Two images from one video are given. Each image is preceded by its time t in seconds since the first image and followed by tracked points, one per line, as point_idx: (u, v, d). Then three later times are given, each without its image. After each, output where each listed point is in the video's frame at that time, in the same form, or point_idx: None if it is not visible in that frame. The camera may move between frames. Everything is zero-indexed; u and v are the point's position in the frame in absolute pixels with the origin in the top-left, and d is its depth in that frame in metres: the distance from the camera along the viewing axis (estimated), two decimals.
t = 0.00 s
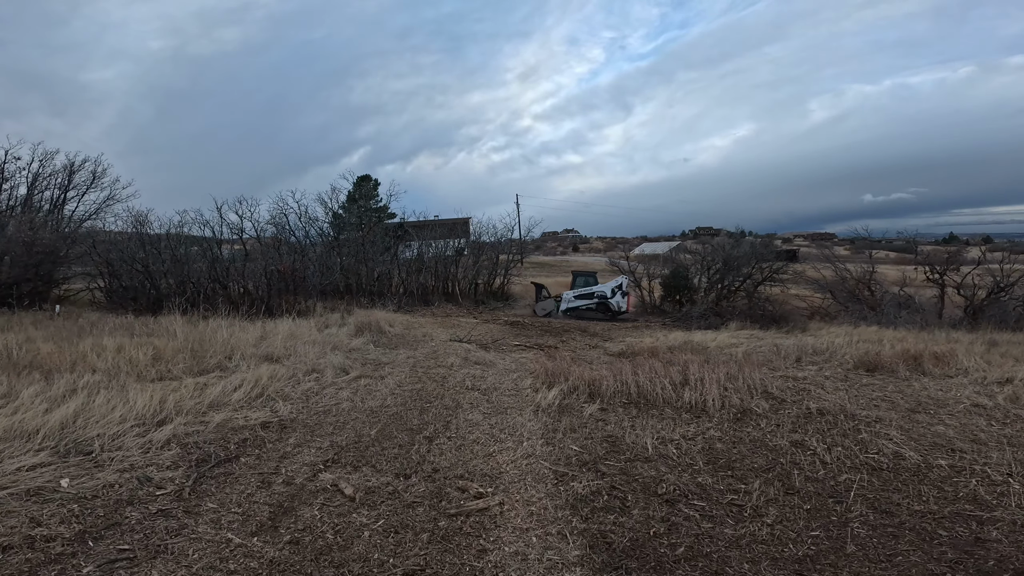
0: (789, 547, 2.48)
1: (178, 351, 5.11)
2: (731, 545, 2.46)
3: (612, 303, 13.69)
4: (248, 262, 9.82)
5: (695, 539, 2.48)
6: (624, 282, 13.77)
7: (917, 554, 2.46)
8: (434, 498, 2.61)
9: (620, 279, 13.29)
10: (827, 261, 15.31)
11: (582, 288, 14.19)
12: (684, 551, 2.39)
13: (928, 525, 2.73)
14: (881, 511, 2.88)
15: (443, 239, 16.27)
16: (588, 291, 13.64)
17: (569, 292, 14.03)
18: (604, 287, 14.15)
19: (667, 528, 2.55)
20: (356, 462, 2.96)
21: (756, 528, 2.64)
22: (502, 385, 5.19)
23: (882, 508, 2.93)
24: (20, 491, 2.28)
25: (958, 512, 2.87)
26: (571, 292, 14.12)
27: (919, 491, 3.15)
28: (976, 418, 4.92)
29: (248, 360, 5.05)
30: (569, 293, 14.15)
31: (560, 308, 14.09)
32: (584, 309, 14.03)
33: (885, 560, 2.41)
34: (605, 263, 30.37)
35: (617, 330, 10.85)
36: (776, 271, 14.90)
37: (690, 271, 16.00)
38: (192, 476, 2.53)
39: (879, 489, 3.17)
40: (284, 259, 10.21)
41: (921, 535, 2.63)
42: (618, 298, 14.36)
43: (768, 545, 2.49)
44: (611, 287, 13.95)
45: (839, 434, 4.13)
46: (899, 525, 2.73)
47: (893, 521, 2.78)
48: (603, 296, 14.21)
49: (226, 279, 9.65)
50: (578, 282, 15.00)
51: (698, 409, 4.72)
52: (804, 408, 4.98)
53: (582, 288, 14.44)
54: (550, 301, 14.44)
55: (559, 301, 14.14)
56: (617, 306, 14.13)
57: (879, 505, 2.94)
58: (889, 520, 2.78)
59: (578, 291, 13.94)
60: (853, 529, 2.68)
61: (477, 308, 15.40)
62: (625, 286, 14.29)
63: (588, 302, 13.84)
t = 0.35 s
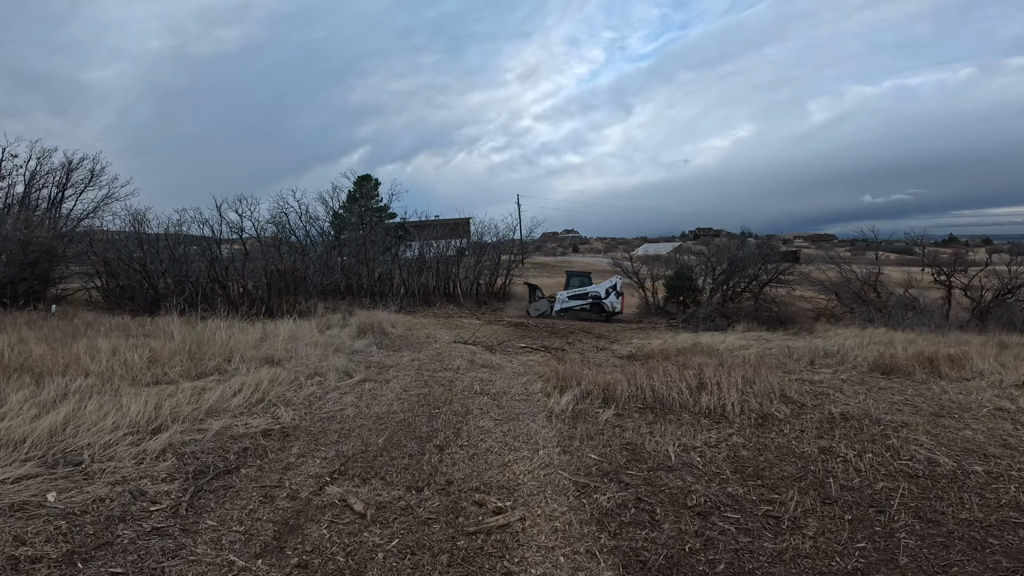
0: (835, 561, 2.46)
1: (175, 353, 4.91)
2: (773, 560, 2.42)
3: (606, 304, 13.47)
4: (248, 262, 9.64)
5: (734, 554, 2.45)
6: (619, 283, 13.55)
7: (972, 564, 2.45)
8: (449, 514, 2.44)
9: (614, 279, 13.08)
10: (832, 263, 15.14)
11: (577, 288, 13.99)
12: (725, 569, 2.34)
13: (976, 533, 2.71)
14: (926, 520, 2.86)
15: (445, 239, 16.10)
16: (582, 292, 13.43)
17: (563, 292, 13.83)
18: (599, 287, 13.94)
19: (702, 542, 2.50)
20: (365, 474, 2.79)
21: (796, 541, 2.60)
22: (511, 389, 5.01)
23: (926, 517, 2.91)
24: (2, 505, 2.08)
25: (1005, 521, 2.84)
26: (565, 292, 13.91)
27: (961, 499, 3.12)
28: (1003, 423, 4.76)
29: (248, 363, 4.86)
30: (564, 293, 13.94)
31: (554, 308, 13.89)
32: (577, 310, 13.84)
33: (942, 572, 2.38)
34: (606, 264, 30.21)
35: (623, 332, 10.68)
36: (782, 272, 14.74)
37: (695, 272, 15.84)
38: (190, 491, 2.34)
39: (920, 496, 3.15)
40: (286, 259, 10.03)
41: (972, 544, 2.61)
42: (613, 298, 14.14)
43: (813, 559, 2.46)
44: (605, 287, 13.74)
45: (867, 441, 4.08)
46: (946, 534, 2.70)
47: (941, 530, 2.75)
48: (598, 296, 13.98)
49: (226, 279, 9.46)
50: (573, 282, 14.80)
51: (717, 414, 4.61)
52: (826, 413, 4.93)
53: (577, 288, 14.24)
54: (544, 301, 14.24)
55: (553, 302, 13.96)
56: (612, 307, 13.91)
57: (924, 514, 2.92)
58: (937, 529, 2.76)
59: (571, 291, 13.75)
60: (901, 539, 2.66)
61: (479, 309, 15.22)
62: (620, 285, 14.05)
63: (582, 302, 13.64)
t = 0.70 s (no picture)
0: (890, 571, 2.45)
1: (179, 356, 4.75)
2: (824, 569, 2.42)
3: (602, 304, 13.22)
4: (252, 261, 9.51)
5: (782, 564, 2.42)
6: (615, 282, 13.32)
7: None
8: (478, 528, 2.33)
9: (610, 279, 12.86)
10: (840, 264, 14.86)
11: (573, 289, 13.76)
12: None
13: None
14: (974, 526, 2.87)
15: (449, 239, 15.96)
16: (577, 292, 13.20)
17: (559, 292, 13.58)
18: (594, 288, 13.68)
19: (747, 553, 2.46)
20: (385, 486, 2.66)
21: (847, 549, 2.62)
22: (526, 393, 4.87)
23: (974, 521, 2.93)
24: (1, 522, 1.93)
25: None
26: (561, 292, 13.67)
27: (1007, 502, 3.13)
28: None
29: (255, 366, 4.72)
30: (559, 293, 13.70)
31: (550, 309, 13.64)
32: (574, 310, 13.59)
33: None
34: (610, 265, 30.04)
35: (632, 334, 10.53)
36: (790, 273, 14.59)
37: (702, 273, 15.71)
38: (201, 505, 2.19)
39: (963, 501, 3.15)
40: (291, 259, 9.89)
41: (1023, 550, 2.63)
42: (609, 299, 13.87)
43: (867, 567, 2.47)
44: (601, 288, 13.51)
45: (898, 447, 4.06)
46: (997, 540, 2.72)
47: (991, 535, 2.77)
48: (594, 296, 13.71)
49: (230, 279, 9.33)
50: (569, 283, 14.55)
51: (741, 419, 4.53)
52: (852, 417, 4.86)
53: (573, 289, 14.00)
54: (540, 302, 13.97)
55: (548, 302, 13.72)
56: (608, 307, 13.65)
57: (971, 519, 2.94)
58: (987, 534, 2.78)
59: (567, 292, 13.50)
60: (952, 545, 2.67)
61: (484, 309, 15.07)
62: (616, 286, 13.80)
63: (578, 303, 13.40)
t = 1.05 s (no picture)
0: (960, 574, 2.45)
1: (199, 359, 4.66)
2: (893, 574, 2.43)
3: (606, 304, 13.02)
4: (266, 261, 9.45)
5: (850, 570, 2.42)
6: (619, 282, 13.16)
7: None
8: (526, 541, 2.29)
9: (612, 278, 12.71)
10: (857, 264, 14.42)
11: (577, 289, 13.61)
12: None
13: None
14: None
15: (460, 240, 15.88)
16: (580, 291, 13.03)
17: (562, 293, 13.40)
18: (599, 288, 13.48)
19: (811, 560, 2.45)
20: (425, 498, 2.58)
21: (912, 553, 2.62)
22: (553, 398, 4.76)
23: None
24: (34, 542, 1.84)
25: None
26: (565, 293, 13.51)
27: None
28: None
29: (277, 369, 4.64)
30: (562, 293, 13.54)
31: (553, 309, 13.44)
32: (578, 310, 13.39)
33: None
34: (618, 266, 29.88)
35: (648, 336, 10.40)
36: (806, 274, 14.39)
37: (715, 274, 15.55)
38: (240, 522, 2.09)
39: (1018, 503, 3.15)
40: (304, 259, 9.83)
41: None
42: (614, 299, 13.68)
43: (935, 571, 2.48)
44: (605, 288, 13.34)
45: (940, 451, 4.00)
46: None
47: None
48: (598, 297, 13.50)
49: (244, 279, 9.27)
50: (573, 283, 14.35)
51: (776, 423, 4.46)
52: (889, 421, 4.75)
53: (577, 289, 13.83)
54: (543, 302, 13.77)
55: (552, 302, 13.54)
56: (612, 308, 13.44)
57: None
58: None
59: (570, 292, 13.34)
60: (1016, 547, 2.66)
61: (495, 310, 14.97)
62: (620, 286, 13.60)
63: (582, 303, 13.21)
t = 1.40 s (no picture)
0: None
1: (215, 361, 4.61)
2: None
3: (608, 305, 12.87)
4: (278, 261, 9.41)
5: None
6: (623, 282, 13.00)
7: None
8: (562, 554, 2.23)
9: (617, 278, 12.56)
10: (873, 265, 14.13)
11: (580, 289, 13.46)
12: None
13: None
14: None
15: (470, 239, 15.80)
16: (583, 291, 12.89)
17: (565, 292, 13.25)
18: (602, 288, 13.33)
19: (858, 568, 2.37)
20: (453, 508, 2.50)
21: (961, 559, 2.53)
22: (574, 402, 4.66)
23: None
24: (56, 559, 1.78)
25: None
26: (568, 293, 13.36)
27: None
28: None
29: (293, 371, 4.57)
30: (564, 293, 13.39)
31: (555, 310, 13.29)
32: (581, 311, 13.24)
33: None
34: (628, 266, 29.70)
35: (662, 337, 10.26)
36: (822, 275, 14.14)
37: (728, 274, 15.37)
38: (267, 536, 2.03)
39: None
40: (317, 259, 9.77)
41: None
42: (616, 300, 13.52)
43: None
44: (609, 288, 13.18)
45: (976, 457, 3.87)
46: None
47: None
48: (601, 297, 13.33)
49: (256, 278, 9.24)
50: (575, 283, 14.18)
51: (804, 429, 4.35)
52: (919, 426, 4.61)
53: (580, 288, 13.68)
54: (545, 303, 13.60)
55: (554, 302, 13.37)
56: (614, 308, 13.29)
57: None
58: None
59: (573, 292, 13.19)
60: None
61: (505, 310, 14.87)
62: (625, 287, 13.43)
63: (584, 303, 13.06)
